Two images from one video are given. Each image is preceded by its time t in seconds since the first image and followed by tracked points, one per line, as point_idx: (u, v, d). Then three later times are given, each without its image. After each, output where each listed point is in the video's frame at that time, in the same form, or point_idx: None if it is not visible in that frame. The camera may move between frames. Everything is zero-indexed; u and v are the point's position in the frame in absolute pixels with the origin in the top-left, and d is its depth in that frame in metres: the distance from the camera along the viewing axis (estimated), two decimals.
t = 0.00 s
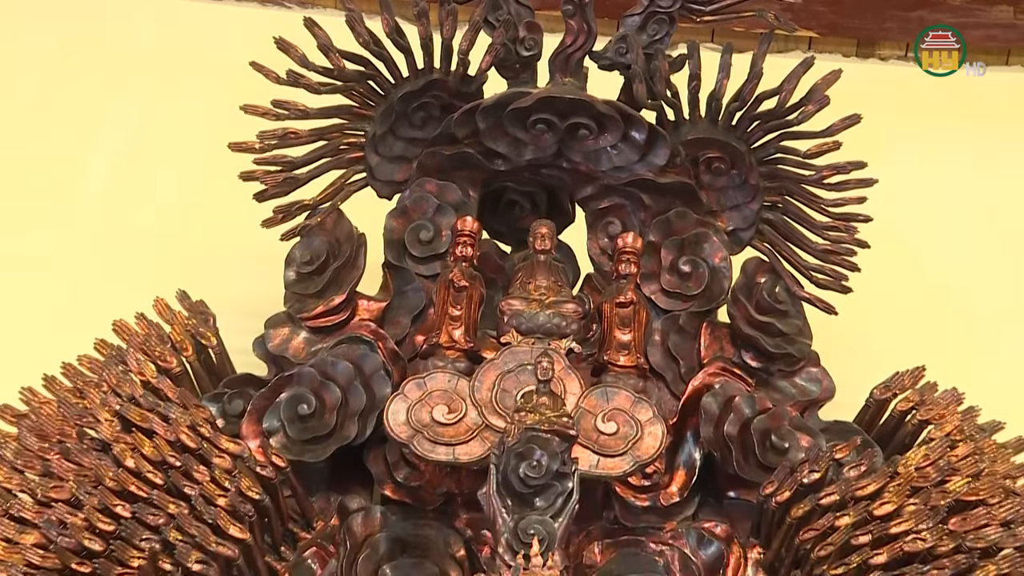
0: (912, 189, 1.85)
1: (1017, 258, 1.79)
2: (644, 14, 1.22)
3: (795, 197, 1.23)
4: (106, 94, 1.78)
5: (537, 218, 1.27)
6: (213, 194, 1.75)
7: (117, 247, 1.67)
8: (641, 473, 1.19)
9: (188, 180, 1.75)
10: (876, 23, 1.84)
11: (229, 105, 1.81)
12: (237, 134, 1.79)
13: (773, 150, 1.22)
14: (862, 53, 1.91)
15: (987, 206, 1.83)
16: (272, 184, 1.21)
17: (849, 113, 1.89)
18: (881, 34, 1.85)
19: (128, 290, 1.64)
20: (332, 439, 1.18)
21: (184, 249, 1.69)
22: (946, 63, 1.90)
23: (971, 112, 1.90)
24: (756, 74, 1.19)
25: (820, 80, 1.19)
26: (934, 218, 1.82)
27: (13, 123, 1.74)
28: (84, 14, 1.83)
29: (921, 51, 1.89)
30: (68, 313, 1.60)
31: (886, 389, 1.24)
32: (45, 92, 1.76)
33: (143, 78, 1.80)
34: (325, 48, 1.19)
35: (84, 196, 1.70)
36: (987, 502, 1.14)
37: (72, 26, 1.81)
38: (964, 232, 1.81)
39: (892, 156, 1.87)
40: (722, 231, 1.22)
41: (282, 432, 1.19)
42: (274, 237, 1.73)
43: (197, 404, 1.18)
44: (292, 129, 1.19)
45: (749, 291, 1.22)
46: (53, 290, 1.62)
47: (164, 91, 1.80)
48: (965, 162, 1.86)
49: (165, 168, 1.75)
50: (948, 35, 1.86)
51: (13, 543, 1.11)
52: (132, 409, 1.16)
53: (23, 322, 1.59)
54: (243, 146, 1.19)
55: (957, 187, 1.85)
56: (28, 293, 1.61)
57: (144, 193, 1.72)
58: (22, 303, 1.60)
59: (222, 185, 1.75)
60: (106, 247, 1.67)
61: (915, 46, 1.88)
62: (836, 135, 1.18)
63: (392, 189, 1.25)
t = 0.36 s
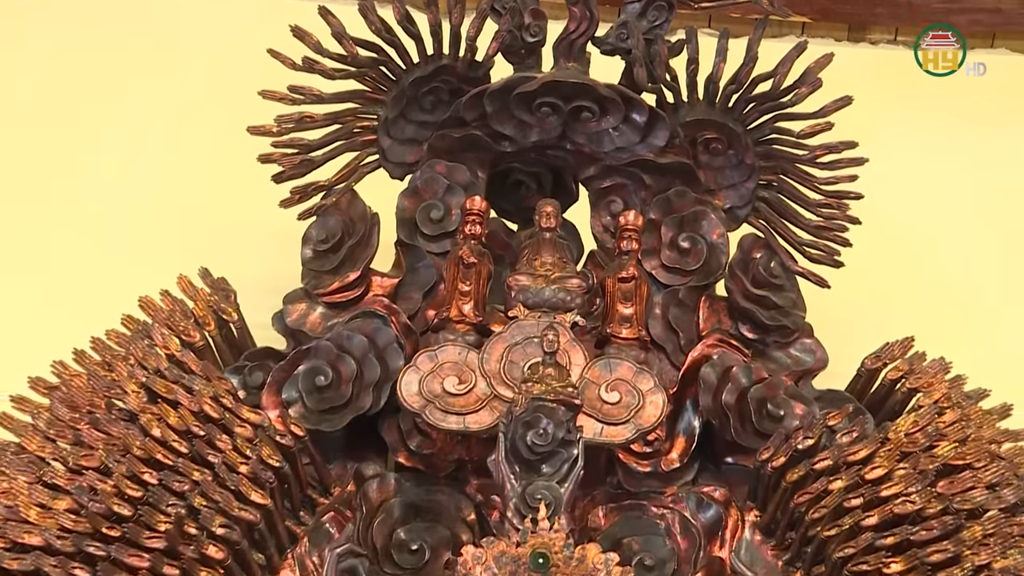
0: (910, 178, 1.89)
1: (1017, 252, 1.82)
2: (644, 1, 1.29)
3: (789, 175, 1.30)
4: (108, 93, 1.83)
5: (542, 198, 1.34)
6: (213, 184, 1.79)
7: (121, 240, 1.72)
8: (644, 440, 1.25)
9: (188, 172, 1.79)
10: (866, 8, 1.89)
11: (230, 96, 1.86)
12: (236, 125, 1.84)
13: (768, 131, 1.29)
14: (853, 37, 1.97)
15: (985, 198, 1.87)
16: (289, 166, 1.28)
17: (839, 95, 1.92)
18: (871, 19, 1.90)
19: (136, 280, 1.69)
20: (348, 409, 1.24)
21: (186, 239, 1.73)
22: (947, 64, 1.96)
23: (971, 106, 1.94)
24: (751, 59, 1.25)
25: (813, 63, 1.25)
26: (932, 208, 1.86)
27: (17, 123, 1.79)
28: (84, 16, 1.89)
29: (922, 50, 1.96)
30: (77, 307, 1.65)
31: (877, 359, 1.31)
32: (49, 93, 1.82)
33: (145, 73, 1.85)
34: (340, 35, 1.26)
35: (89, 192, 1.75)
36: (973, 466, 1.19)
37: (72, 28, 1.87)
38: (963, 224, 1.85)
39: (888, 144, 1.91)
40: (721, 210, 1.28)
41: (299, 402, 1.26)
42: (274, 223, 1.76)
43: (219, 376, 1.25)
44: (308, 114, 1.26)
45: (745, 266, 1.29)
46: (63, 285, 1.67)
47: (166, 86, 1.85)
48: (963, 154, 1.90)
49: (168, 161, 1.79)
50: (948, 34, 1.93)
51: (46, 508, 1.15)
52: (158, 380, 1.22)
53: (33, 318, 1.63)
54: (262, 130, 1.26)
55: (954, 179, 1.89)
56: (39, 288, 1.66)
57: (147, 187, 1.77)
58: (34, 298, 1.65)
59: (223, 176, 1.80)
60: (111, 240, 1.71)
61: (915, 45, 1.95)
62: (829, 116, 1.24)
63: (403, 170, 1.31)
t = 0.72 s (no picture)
0: (908, 171, 1.94)
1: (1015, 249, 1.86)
2: None
3: (787, 161, 1.37)
4: (107, 95, 1.88)
5: (551, 183, 1.40)
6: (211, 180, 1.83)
7: (121, 240, 1.77)
8: (649, 415, 1.32)
9: (187, 170, 1.84)
10: None
11: (229, 92, 1.91)
12: (235, 120, 1.88)
13: (767, 119, 1.35)
14: (848, 28, 2.02)
15: (983, 193, 1.91)
16: (310, 155, 1.34)
17: (837, 83, 1.97)
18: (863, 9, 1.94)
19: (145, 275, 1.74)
20: (367, 386, 1.31)
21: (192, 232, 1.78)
22: (947, 65, 2.01)
23: (969, 103, 1.99)
24: (750, 50, 1.32)
25: (810, 54, 1.32)
26: (931, 203, 1.90)
27: (17, 129, 1.84)
28: (81, 21, 1.94)
29: (921, 53, 2.02)
30: (82, 307, 1.71)
31: (872, 336, 1.37)
32: (48, 98, 1.86)
33: (151, 71, 1.91)
34: (357, 29, 1.32)
35: (91, 193, 1.80)
36: (965, 437, 1.25)
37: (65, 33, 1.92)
38: (961, 219, 1.89)
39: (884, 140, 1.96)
40: (722, 193, 1.34)
41: (321, 380, 1.32)
42: (271, 216, 1.80)
43: (244, 355, 1.33)
44: (328, 105, 1.32)
45: (746, 249, 1.35)
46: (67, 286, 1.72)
47: (165, 84, 1.90)
48: (960, 150, 1.94)
49: (166, 161, 1.84)
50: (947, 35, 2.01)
51: (83, 482, 1.23)
52: (187, 360, 1.29)
53: (39, 320, 1.69)
54: (284, 121, 1.32)
55: (953, 174, 1.93)
56: (43, 289, 1.72)
57: (146, 187, 1.81)
58: (36, 300, 1.71)
59: (221, 171, 1.84)
60: (110, 240, 1.76)
61: (915, 47, 2.02)
62: (825, 104, 1.31)
63: (418, 158, 1.37)
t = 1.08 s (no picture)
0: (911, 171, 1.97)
1: (1016, 251, 1.90)
2: None
3: (785, 149, 1.43)
4: (104, 98, 1.91)
5: (560, 171, 1.46)
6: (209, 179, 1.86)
7: (122, 240, 1.79)
8: (655, 392, 1.39)
9: (186, 169, 1.86)
10: None
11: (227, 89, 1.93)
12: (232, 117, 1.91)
13: (766, 109, 1.41)
14: (843, 21, 2.07)
15: (979, 186, 1.96)
16: (330, 147, 1.41)
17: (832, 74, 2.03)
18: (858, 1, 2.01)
19: (148, 273, 1.77)
20: (386, 365, 1.38)
21: (192, 231, 1.81)
22: (947, 64, 2.06)
23: (971, 104, 2.03)
24: (750, 42, 1.38)
25: (807, 46, 1.38)
26: (934, 203, 1.95)
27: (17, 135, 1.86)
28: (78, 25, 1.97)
29: (921, 53, 2.07)
30: (82, 307, 1.74)
31: (868, 316, 1.43)
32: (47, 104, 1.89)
33: (148, 70, 1.93)
34: (374, 26, 1.38)
35: (91, 194, 1.83)
36: (956, 411, 1.31)
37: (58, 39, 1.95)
38: (963, 220, 1.93)
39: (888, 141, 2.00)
40: (723, 180, 1.41)
41: (343, 360, 1.39)
42: (273, 212, 1.83)
43: (269, 337, 1.40)
44: (347, 99, 1.39)
45: (746, 233, 1.41)
46: (68, 288, 1.75)
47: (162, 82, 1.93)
48: (962, 151, 1.99)
49: (164, 161, 1.86)
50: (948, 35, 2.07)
51: (118, 458, 1.29)
52: (215, 342, 1.36)
53: (43, 320, 1.72)
54: (305, 114, 1.38)
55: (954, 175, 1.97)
56: (45, 292, 1.75)
57: (146, 185, 1.84)
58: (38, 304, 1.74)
59: (220, 170, 1.87)
60: (110, 241, 1.79)
61: (914, 48, 2.07)
62: (822, 94, 1.37)
63: (433, 148, 1.43)
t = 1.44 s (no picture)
0: (912, 169, 2.02)
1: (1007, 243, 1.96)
2: None
3: (783, 137, 1.49)
4: (104, 101, 1.96)
5: (568, 160, 1.52)
6: (209, 178, 1.91)
7: (122, 239, 1.85)
8: (659, 370, 1.45)
9: (186, 168, 1.92)
10: None
11: (230, 90, 1.99)
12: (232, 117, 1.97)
13: (764, 99, 1.48)
14: (838, 15, 2.13)
15: (974, 180, 2.01)
16: (348, 138, 1.47)
17: (829, 67, 2.09)
18: None
19: (148, 270, 1.82)
20: (402, 346, 1.45)
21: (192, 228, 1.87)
22: (947, 64, 2.11)
23: (970, 104, 2.08)
24: (750, 35, 1.44)
25: (804, 38, 1.44)
26: (936, 203, 1.99)
27: (19, 138, 1.92)
28: (79, 31, 2.03)
29: (922, 54, 2.12)
30: (85, 303, 1.79)
31: (862, 296, 1.49)
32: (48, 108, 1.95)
33: (151, 72, 1.99)
34: (390, 22, 1.45)
35: (95, 194, 1.89)
36: (947, 386, 1.38)
37: (56, 44, 2.01)
38: (965, 220, 1.98)
39: (890, 142, 2.04)
40: (723, 167, 1.47)
41: (361, 342, 1.46)
42: (275, 206, 1.89)
43: (292, 320, 1.46)
44: (364, 92, 1.46)
45: (746, 217, 1.48)
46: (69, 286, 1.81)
47: (161, 83, 1.98)
48: (963, 152, 2.03)
49: (165, 160, 1.92)
50: (948, 35, 2.13)
51: (149, 435, 1.36)
52: (240, 325, 1.43)
53: (49, 315, 1.78)
54: (324, 107, 1.45)
55: (956, 176, 2.01)
56: (47, 290, 1.80)
57: (148, 185, 1.90)
58: (40, 302, 1.79)
59: (220, 168, 1.92)
60: (110, 241, 1.85)
61: (915, 48, 2.12)
62: (818, 84, 1.43)
63: (447, 138, 1.50)
